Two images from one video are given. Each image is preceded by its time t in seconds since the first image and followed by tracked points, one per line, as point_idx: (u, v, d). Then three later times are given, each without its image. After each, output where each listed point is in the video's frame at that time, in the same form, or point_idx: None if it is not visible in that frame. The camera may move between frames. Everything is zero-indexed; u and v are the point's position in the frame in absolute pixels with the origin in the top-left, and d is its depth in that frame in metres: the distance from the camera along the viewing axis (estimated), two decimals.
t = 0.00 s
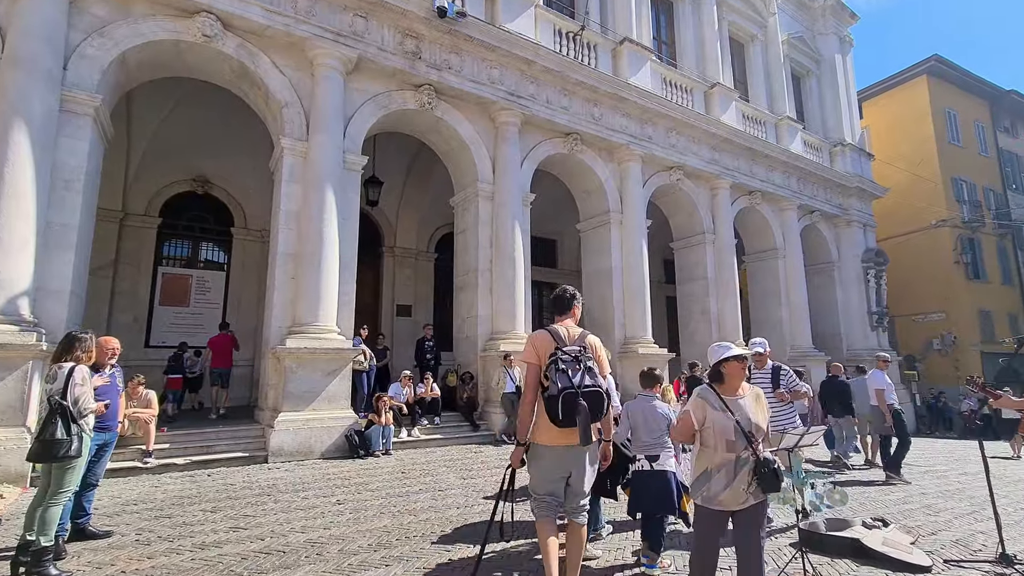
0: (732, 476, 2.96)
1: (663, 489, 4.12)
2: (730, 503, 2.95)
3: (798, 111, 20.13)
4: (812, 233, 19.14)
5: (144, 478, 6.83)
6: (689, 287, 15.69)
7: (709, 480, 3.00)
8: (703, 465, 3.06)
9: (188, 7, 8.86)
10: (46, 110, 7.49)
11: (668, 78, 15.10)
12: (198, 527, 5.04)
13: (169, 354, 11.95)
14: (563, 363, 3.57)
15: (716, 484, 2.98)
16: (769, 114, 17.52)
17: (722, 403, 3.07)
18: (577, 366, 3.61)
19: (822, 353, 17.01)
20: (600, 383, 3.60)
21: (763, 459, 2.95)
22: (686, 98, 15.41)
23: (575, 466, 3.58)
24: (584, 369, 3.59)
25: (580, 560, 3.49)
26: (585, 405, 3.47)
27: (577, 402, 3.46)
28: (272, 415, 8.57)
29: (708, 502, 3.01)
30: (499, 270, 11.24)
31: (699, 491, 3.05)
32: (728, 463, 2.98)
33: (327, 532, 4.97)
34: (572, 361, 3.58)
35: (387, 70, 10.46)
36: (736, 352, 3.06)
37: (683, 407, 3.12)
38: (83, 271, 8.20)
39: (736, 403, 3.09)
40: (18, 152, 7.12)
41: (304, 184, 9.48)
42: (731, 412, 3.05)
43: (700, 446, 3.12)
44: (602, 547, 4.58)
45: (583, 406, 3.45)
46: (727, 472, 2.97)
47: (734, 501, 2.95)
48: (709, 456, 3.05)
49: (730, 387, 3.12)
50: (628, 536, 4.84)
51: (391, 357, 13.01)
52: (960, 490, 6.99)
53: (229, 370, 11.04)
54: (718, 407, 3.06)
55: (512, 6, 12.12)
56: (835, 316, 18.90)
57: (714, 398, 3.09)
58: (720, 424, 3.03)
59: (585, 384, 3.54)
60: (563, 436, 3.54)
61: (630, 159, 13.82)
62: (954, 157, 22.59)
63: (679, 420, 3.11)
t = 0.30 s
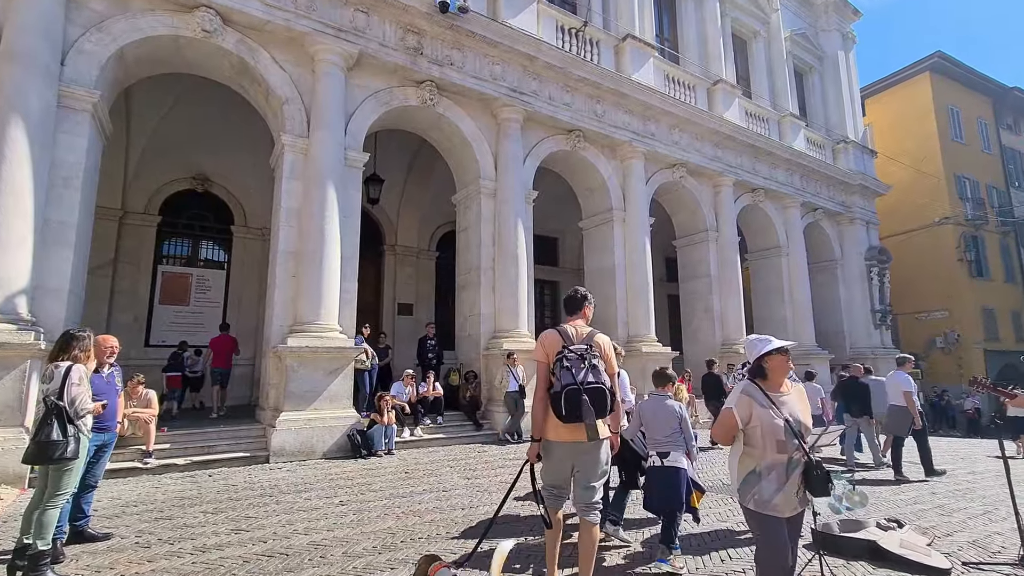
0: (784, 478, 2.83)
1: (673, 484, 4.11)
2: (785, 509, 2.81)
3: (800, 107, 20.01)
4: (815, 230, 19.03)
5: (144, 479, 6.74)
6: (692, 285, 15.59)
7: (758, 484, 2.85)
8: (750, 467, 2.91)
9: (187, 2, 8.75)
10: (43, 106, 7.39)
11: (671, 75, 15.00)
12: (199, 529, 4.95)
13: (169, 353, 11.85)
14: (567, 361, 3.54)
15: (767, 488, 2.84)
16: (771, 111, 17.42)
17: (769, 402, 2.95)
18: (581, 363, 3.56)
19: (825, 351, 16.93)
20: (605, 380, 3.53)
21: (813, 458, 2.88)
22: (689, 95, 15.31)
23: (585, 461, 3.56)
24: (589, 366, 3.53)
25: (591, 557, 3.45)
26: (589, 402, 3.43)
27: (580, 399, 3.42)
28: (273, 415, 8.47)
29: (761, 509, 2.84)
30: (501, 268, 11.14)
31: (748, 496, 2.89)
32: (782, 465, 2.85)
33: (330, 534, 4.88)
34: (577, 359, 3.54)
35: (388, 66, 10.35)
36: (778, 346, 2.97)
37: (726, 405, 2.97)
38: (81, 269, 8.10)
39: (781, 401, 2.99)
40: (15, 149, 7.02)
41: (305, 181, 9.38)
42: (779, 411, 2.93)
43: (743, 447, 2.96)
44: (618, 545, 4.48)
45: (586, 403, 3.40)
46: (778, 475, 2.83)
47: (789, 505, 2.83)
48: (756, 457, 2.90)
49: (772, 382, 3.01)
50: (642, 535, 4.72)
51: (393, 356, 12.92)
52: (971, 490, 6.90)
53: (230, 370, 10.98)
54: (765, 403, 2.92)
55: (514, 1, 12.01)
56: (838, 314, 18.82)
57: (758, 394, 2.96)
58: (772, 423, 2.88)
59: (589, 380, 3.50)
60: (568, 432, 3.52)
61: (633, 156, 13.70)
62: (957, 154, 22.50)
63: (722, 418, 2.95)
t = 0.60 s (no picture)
0: (839, 483, 2.46)
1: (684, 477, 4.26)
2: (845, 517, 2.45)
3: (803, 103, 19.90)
4: (818, 227, 18.94)
5: (146, 477, 6.68)
6: (695, 282, 15.51)
7: (814, 491, 2.45)
8: (799, 473, 2.50)
9: None
10: (42, 100, 7.31)
11: (674, 70, 14.91)
12: (201, 527, 4.88)
13: (170, 351, 11.78)
14: (563, 357, 3.60)
15: (823, 494, 2.44)
16: (775, 107, 17.33)
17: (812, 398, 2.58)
18: (578, 359, 3.57)
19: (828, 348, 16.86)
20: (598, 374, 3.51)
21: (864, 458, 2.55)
22: (692, 90, 15.22)
23: (590, 454, 3.53)
24: (584, 361, 3.55)
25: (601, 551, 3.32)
26: (579, 396, 3.45)
27: (571, 392, 3.46)
28: (275, 412, 8.40)
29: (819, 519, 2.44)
30: (504, 265, 11.06)
31: (802, 506, 2.48)
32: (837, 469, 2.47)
33: (335, 532, 4.82)
34: (574, 355, 3.57)
35: (390, 60, 10.26)
36: (819, 339, 2.65)
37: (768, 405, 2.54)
38: (81, 265, 8.04)
39: (821, 397, 2.64)
40: (15, 144, 6.95)
41: (306, 176, 9.30)
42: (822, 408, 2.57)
43: (787, 452, 2.55)
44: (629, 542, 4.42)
45: (575, 396, 3.44)
46: (832, 478, 2.46)
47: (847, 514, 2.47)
48: (806, 461, 2.50)
49: (810, 379, 2.66)
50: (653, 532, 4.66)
51: (395, 353, 12.87)
52: (980, 487, 6.83)
53: (233, 367, 10.93)
54: (810, 401, 2.55)
55: None
56: (841, 311, 18.76)
57: (801, 391, 2.58)
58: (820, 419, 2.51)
59: (584, 375, 3.51)
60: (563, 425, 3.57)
61: (636, 151, 13.61)
62: (960, 150, 22.41)
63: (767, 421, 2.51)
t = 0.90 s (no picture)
0: (908, 497, 2.35)
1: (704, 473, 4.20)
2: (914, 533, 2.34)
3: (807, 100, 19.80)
4: (822, 225, 18.88)
5: (151, 476, 6.63)
6: (699, 280, 15.46)
7: (884, 507, 2.33)
8: (865, 488, 2.38)
9: None
10: (44, 97, 7.25)
11: (678, 67, 14.83)
12: (209, 527, 4.84)
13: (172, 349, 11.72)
14: (567, 354, 3.62)
15: (895, 512, 2.33)
16: (779, 104, 17.25)
17: (871, 401, 2.44)
18: (583, 357, 3.55)
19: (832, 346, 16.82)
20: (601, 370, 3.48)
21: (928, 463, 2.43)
22: (696, 87, 15.14)
23: (599, 447, 3.51)
24: (589, 358, 3.53)
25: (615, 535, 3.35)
26: (582, 392, 3.45)
27: (574, 389, 3.48)
28: (280, 411, 8.35)
29: (889, 541, 2.32)
30: (509, 263, 11.00)
31: (870, 524, 2.36)
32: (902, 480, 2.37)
33: (344, 533, 4.77)
34: (577, 351, 3.57)
35: (394, 56, 10.19)
36: (875, 335, 2.52)
37: (829, 411, 2.39)
38: (84, 263, 7.98)
39: (879, 399, 2.50)
40: (17, 141, 6.88)
41: (310, 174, 9.25)
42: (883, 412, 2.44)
43: (850, 462, 2.42)
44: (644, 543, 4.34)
45: (578, 392, 3.44)
46: (903, 493, 2.35)
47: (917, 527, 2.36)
48: (873, 473, 2.38)
49: (864, 379, 2.54)
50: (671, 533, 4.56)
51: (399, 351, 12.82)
52: (991, 487, 6.78)
53: (236, 366, 10.90)
54: (869, 405, 2.41)
55: None
56: (845, 309, 18.71)
57: (859, 393, 2.43)
58: (883, 426, 2.38)
59: (588, 372, 3.50)
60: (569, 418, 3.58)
61: (641, 149, 13.55)
62: (965, 147, 22.34)
63: (827, 429, 2.37)
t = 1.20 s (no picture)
0: (976, 512, 2.13)
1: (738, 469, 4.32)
2: (982, 552, 2.10)
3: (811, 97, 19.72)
4: (825, 223, 18.83)
5: (156, 476, 6.57)
6: (703, 279, 15.41)
7: (948, 522, 2.11)
8: (928, 498, 2.16)
9: None
10: (48, 93, 7.18)
11: (683, 64, 14.75)
12: (218, 528, 4.78)
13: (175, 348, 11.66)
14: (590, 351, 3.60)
15: (960, 528, 2.11)
16: (783, 102, 17.19)
17: (939, 406, 2.21)
18: (606, 356, 3.54)
19: (836, 345, 16.78)
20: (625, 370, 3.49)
21: (1002, 476, 2.19)
22: (700, 84, 15.08)
23: (620, 444, 3.51)
24: (612, 357, 3.53)
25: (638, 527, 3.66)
26: (606, 390, 3.43)
27: (598, 387, 3.45)
28: (285, 410, 8.30)
29: (949, 555, 2.11)
30: (514, 262, 10.94)
31: (930, 538, 2.14)
32: (972, 494, 2.14)
33: (355, 534, 4.72)
34: (600, 351, 3.56)
35: (398, 53, 10.12)
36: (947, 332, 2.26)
37: (886, 416, 2.20)
38: (88, 261, 7.92)
39: (948, 403, 2.26)
40: (20, 137, 6.82)
41: (315, 171, 9.18)
42: (952, 417, 2.21)
43: (910, 471, 2.21)
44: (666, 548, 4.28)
45: (603, 390, 3.42)
46: (971, 508, 2.13)
47: (986, 546, 2.12)
48: (938, 484, 2.16)
49: (931, 380, 2.30)
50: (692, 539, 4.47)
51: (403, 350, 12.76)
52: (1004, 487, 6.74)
53: (239, 365, 10.86)
54: (937, 410, 2.19)
55: None
56: (849, 308, 18.68)
57: (926, 397, 2.21)
58: (949, 434, 2.16)
59: (611, 370, 3.49)
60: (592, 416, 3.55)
61: (645, 147, 13.48)
62: (968, 145, 22.29)
63: (885, 436, 2.18)
